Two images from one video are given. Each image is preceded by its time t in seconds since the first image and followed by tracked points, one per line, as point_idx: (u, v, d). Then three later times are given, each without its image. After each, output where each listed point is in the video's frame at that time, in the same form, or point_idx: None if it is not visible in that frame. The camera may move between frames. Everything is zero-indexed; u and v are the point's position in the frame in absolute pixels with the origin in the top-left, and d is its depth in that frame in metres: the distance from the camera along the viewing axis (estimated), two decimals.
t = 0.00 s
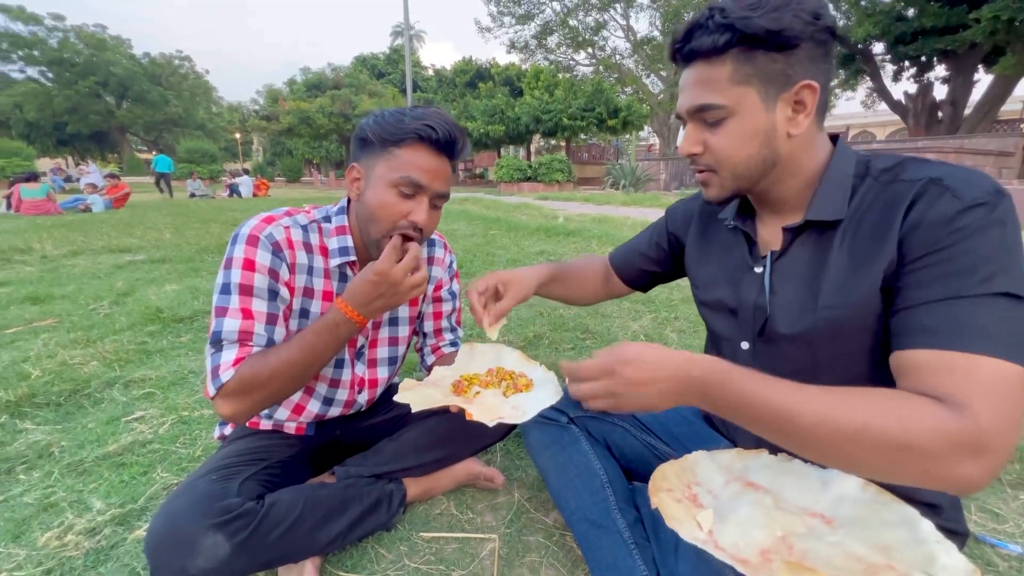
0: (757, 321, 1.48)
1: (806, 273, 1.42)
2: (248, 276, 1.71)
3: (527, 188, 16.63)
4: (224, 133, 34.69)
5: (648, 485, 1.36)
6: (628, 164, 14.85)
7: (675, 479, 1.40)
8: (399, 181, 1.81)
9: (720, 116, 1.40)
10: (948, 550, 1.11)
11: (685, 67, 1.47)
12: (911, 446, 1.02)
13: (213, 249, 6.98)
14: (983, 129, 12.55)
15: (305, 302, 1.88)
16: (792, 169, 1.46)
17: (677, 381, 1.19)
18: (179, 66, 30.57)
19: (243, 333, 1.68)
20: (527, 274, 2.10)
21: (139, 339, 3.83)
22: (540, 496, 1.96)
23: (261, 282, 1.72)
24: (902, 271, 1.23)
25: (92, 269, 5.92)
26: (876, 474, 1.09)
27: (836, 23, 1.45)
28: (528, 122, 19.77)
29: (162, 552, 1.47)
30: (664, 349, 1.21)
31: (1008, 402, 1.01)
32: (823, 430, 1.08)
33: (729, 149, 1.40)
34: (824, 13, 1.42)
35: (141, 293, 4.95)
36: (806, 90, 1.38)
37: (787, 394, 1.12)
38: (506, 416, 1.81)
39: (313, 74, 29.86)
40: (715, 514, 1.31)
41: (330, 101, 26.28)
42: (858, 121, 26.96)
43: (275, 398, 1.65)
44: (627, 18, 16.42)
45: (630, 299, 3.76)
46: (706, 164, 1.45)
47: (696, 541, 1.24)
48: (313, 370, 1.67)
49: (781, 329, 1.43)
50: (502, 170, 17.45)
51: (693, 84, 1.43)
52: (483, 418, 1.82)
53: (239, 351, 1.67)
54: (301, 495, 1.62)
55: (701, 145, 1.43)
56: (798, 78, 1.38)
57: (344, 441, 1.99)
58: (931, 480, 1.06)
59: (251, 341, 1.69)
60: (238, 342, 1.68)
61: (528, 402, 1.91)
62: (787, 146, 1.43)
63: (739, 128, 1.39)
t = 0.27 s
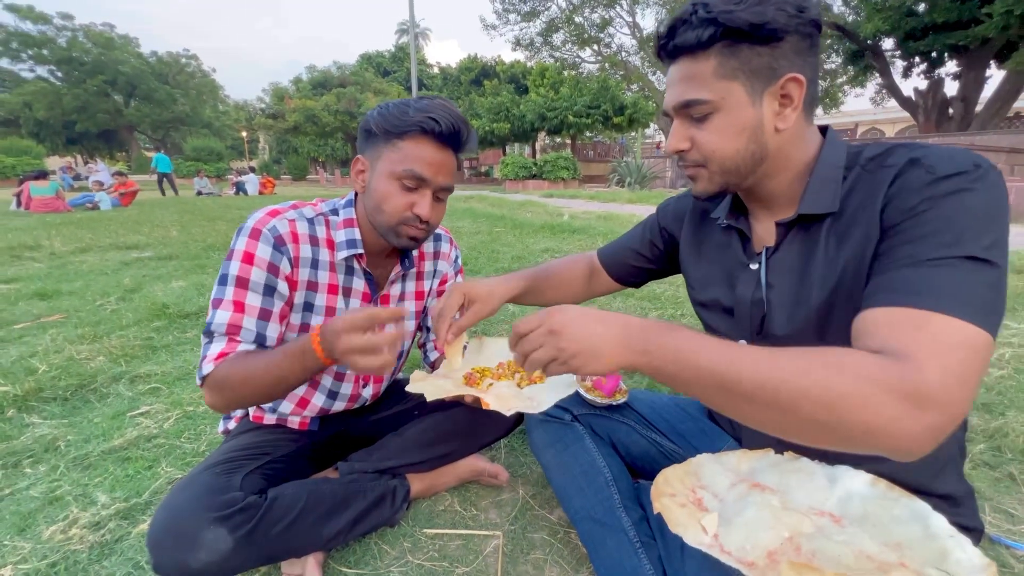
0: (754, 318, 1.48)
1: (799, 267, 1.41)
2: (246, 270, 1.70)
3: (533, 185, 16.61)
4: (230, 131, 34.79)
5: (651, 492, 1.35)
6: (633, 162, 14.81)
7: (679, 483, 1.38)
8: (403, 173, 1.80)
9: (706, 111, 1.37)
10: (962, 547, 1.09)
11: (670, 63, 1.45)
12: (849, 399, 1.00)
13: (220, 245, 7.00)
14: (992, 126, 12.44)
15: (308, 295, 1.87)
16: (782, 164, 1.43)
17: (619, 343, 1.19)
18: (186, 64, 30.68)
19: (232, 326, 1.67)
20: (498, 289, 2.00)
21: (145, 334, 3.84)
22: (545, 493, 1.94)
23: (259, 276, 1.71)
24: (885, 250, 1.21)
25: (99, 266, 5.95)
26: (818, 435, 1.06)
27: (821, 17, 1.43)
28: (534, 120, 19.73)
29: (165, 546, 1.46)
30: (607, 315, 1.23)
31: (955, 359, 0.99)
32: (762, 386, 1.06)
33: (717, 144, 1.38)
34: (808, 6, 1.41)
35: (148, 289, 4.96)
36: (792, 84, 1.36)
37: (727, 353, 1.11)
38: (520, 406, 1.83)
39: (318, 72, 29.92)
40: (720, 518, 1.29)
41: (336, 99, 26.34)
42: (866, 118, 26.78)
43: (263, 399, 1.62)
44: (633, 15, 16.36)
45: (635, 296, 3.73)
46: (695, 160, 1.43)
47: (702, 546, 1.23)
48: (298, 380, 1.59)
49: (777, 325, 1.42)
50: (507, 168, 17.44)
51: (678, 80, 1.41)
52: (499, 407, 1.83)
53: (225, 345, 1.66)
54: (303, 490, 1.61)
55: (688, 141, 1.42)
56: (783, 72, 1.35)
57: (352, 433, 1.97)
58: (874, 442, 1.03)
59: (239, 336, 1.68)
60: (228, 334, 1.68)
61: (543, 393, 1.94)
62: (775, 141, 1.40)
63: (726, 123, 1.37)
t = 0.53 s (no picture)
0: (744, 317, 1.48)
1: (784, 264, 1.39)
2: (240, 264, 1.70)
3: (537, 182, 16.57)
4: (235, 128, 34.86)
5: (649, 493, 1.36)
6: (638, 158, 14.75)
7: (677, 485, 1.37)
8: (397, 167, 1.81)
9: (697, 109, 1.35)
10: (965, 549, 1.07)
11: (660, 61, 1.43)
12: (766, 375, 1.03)
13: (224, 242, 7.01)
14: (1002, 122, 12.31)
15: (305, 292, 1.85)
16: (773, 161, 1.41)
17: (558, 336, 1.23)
18: (191, 62, 30.75)
19: (221, 322, 1.66)
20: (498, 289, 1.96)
21: (148, 331, 3.84)
22: (546, 492, 1.93)
23: (252, 271, 1.71)
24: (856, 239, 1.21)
25: (104, 262, 5.96)
26: (742, 414, 1.07)
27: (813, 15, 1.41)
28: (538, 117, 19.67)
29: (163, 545, 1.46)
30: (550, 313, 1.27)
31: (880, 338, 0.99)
32: (686, 367, 1.09)
33: (707, 142, 1.35)
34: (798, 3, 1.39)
35: (152, 286, 4.97)
36: (783, 81, 1.33)
37: (658, 338, 1.14)
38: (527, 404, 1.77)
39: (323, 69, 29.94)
40: (719, 520, 1.28)
41: (340, 96, 26.36)
42: (874, 114, 26.55)
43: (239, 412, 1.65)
44: (638, 11, 16.29)
45: (639, 294, 3.71)
46: (685, 158, 1.41)
47: (700, 549, 1.22)
48: (276, 405, 1.61)
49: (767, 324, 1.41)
50: (512, 165, 17.42)
51: (668, 77, 1.39)
52: (503, 406, 1.74)
53: (212, 343, 1.65)
54: (302, 488, 1.60)
55: (679, 139, 1.39)
56: (775, 69, 1.33)
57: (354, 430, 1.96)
58: (794, 417, 1.04)
59: (228, 332, 1.68)
60: (216, 330, 1.68)
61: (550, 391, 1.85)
62: (767, 138, 1.38)
63: (717, 120, 1.34)
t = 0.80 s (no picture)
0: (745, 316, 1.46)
1: (783, 261, 1.38)
2: (243, 262, 1.70)
3: (541, 180, 16.55)
4: (240, 127, 34.94)
5: (652, 494, 1.35)
6: (642, 156, 14.71)
7: (680, 485, 1.36)
8: (396, 162, 1.81)
9: (697, 105, 1.33)
10: (972, 551, 1.07)
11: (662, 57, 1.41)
12: (755, 370, 1.03)
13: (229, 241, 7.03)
14: (1011, 119, 12.19)
15: (307, 290, 1.85)
16: (774, 159, 1.39)
17: (552, 336, 1.25)
18: (196, 61, 30.83)
19: (228, 320, 1.66)
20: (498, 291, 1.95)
21: (153, 329, 3.85)
22: (549, 491, 1.92)
23: (256, 270, 1.71)
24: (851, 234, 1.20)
25: (110, 261, 5.98)
26: (732, 409, 1.08)
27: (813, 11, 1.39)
28: (542, 115, 19.64)
29: (166, 544, 1.45)
30: (544, 315, 1.29)
31: (870, 333, 0.99)
32: (675, 364, 1.10)
33: (708, 138, 1.34)
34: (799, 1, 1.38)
35: (157, 284, 4.98)
36: (784, 77, 1.32)
37: (648, 336, 1.15)
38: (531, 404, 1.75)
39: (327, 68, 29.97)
40: (723, 521, 1.27)
41: (344, 95, 26.41)
42: (881, 112, 26.38)
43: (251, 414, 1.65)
44: (643, 8, 16.22)
45: (642, 293, 3.69)
46: (685, 155, 1.39)
47: (704, 551, 1.22)
48: (287, 408, 1.60)
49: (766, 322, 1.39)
50: (516, 163, 17.39)
51: (668, 74, 1.38)
52: (507, 408, 1.72)
53: (219, 342, 1.65)
54: (305, 487, 1.60)
55: (680, 136, 1.38)
56: (775, 65, 1.32)
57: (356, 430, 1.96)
58: (783, 411, 1.05)
59: (235, 332, 1.67)
60: (222, 330, 1.67)
61: (553, 392, 1.83)
62: (767, 135, 1.36)
63: (717, 116, 1.33)
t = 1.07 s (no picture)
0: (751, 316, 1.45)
1: (788, 260, 1.38)
2: (253, 259, 1.70)
3: (545, 179, 16.55)
4: (245, 127, 35.05)
5: (657, 493, 1.34)
6: (647, 155, 14.69)
7: (686, 485, 1.36)
8: (403, 155, 1.82)
9: (703, 102, 1.33)
10: (981, 554, 1.05)
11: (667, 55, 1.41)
12: (758, 372, 1.03)
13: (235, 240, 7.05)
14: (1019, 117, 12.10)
15: (316, 289, 1.85)
16: (781, 157, 1.39)
17: (557, 338, 1.25)
18: (201, 61, 30.94)
19: (235, 316, 1.65)
20: (506, 293, 1.98)
21: (160, 328, 3.87)
22: (554, 490, 1.92)
23: (264, 267, 1.71)
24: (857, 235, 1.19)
25: (117, 260, 6.01)
26: (737, 411, 1.08)
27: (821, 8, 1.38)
28: (546, 114, 19.62)
29: (173, 541, 1.46)
30: (548, 317, 1.29)
31: (874, 335, 0.98)
32: (679, 366, 1.09)
33: (714, 135, 1.33)
34: None
35: (163, 284, 5.00)
36: (790, 74, 1.32)
37: (652, 338, 1.15)
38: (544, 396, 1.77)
39: (331, 67, 30.01)
40: (729, 522, 1.26)
41: (349, 94, 26.46)
42: (887, 110, 26.24)
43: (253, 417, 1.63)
44: (647, 6, 16.18)
45: (647, 292, 3.67)
46: (691, 153, 1.39)
47: (709, 551, 1.21)
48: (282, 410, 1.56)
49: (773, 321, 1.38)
50: (519, 162, 17.39)
51: (674, 72, 1.38)
52: (520, 407, 1.64)
53: (225, 338, 1.63)
54: (311, 485, 1.60)
55: (685, 134, 1.37)
56: (782, 62, 1.32)
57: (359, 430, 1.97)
58: (787, 412, 1.05)
59: (242, 328, 1.65)
60: (229, 325, 1.65)
61: (564, 393, 1.78)
62: (774, 133, 1.36)
63: (723, 114, 1.32)
